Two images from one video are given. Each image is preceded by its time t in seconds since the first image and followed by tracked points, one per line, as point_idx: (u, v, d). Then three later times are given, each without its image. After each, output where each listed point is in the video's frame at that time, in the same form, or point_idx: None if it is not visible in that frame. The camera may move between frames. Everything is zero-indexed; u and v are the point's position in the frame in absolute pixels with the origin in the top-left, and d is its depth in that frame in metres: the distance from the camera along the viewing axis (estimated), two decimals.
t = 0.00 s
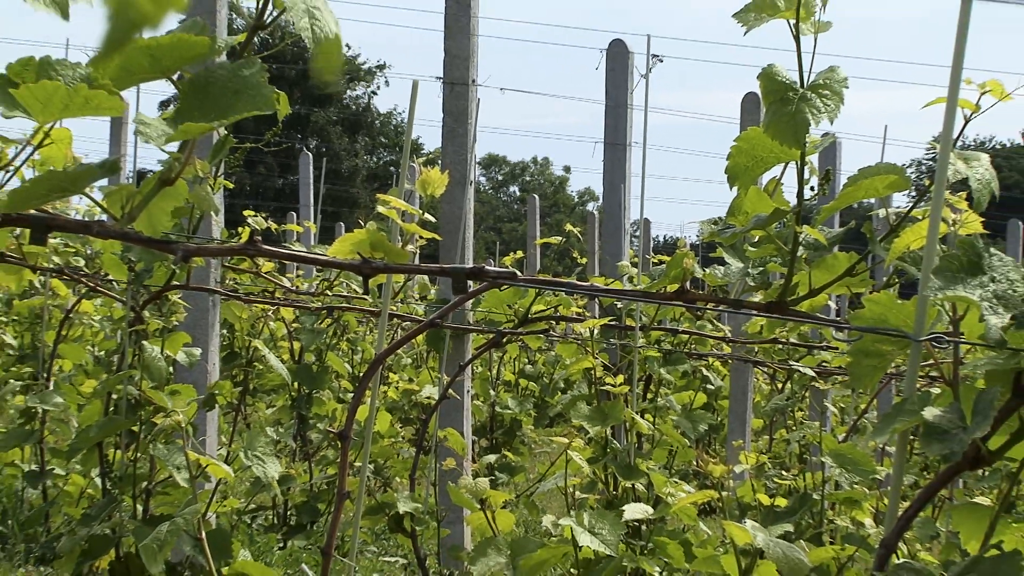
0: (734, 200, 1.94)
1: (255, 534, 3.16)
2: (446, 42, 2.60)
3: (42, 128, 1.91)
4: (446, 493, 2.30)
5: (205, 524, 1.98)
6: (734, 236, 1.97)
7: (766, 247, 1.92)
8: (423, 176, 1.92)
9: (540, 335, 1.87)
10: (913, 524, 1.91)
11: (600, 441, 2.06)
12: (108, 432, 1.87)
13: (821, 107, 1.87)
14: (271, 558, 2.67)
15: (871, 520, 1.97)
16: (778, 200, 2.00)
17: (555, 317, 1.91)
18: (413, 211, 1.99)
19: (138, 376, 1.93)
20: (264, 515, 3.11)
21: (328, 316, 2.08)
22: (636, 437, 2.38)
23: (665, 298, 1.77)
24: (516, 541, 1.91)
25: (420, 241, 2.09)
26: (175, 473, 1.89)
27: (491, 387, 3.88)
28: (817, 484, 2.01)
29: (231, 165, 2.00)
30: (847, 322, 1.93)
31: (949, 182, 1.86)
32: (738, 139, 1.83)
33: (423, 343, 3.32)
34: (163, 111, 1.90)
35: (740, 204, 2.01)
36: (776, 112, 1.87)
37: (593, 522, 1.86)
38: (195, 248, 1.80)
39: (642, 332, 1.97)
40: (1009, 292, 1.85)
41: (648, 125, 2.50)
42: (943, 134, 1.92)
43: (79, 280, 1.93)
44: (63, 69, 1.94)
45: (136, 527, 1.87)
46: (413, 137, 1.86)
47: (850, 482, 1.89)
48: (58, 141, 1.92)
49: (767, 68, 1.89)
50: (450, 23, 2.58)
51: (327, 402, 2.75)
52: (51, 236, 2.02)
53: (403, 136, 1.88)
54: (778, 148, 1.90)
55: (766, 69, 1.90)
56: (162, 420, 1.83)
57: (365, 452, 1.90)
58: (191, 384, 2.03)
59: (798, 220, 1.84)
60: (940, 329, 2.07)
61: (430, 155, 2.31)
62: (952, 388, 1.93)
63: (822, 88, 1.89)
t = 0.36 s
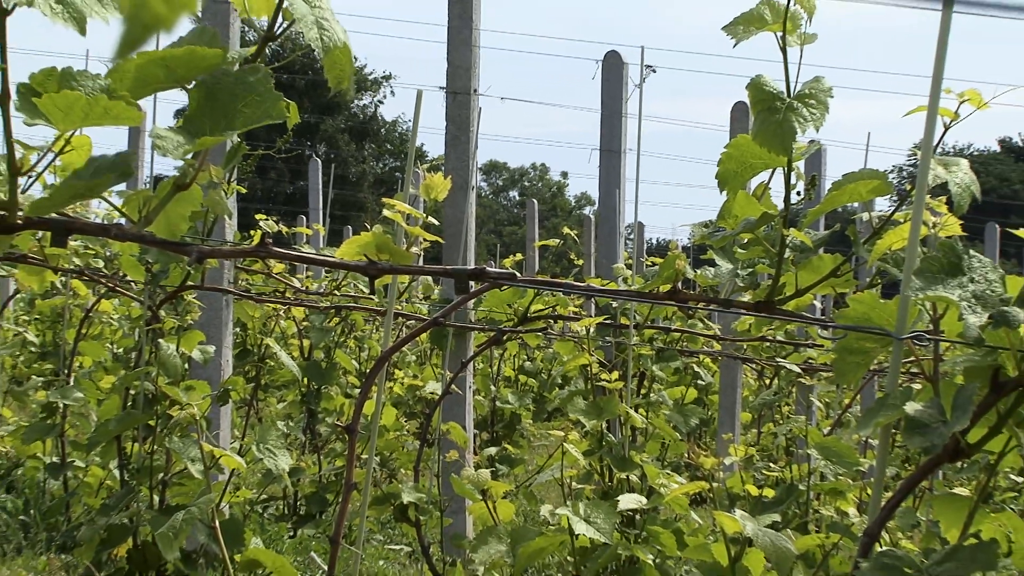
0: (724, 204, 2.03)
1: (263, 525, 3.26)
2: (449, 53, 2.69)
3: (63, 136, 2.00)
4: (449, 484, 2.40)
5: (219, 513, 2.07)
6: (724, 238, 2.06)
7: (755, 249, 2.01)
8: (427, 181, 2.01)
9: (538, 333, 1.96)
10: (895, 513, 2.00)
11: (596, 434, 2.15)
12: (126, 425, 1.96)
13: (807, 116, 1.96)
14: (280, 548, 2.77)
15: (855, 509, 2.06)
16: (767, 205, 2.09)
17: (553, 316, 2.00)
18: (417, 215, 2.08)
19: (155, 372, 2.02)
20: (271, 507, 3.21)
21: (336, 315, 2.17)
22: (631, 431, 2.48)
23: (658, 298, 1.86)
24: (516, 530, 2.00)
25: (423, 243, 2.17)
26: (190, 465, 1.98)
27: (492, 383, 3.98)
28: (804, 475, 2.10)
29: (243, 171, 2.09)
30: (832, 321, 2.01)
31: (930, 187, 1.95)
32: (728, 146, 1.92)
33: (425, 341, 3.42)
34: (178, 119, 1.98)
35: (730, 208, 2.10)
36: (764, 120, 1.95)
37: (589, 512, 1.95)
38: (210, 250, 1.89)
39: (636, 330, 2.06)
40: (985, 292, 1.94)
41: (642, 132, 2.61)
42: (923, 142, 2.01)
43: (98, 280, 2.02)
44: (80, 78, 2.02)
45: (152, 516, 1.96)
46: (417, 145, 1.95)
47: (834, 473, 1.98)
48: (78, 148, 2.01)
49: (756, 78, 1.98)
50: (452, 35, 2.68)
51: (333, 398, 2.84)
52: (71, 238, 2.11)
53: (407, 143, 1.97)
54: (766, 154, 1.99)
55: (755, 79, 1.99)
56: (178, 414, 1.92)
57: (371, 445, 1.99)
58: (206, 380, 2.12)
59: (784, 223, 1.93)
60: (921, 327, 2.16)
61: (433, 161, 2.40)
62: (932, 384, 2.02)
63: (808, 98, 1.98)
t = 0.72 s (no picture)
0: (715, 208, 2.12)
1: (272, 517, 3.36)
2: (452, 64, 2.79)
3: (84, 143, 2.10)
4: (452, 476, 2.50)
5: (233, 503, 2.17)
6: (715, 241, 2.15)
7: (744, 251, 2.10)
8: (431, 186, 2.10)
9: (538, 331, 2.05)
10: (879, 503, 2.09)
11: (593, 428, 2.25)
12: (144, 419, 2.05)
13: (795, 124, 2.05)
14: (290, 538, 2.87)
15: (841, 499, 2.16)
16: (756, 208, 2.18)
17: (551, 315, 2.09)
18: (422, 218, 2.17)
19: (171, 369, 2.11)
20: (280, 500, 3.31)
21: (344, 314, 2.26)
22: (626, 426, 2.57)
23: (651, 298, 1.95)
24: (516, 519, 2.10)
25: (428, 246, 2.27)
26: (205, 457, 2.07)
27: (493, 379, 4.09)
28: (792, 467, 2.20)
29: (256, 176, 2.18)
30: (819, 320, 2.11)
31: (912, 192, 2.04)
32: (719, 152, 2.01)
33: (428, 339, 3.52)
34: (193, 128, 2.08)
35: (721, 211, 2.19)
36: (754, 128, 2.05)
37: (587, 502, 2.04)
38: (224, 252, 1.98)
39: (632, 328, 2.15)
40: (966, 292, 2.03)
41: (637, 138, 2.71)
42: (905, 148, 2.10)
43: (117, 280, 2.11)
44: (101, 89, 2.13)
45: (169, 506, 2.06)
46: (422, 152, 2.05)
47: (820, 465, 2.07)
48: (98, 154, 2.10)
49: (746, 87, 2.08)
50: (455, 47, 2.77)
51: (339, 394, 2.94)
52: (91, 241, 2.21)
53: (413, 150, 2.07)
54: (756, 161, 2.09)
55: (745, 89, 2.08)
56: (194, 408, 2.01)
57: (378, 438, 2.08)
58: (220, 376, 2.22)
59: (772, 226, 2.02)
60: (904, 325, 2.26)
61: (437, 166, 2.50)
62: (914, 380, 2.12)
63: (796, 106, 2.08)
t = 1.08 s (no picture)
0: (707, 212, 2.21)
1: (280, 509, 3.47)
2: (455, 73, 2.89)
3: (102, 149, 2.19)
4: (455, 468, 2.60)
5: (245, 494, 2.26)
6: (707, 243, 2.24)
7: (735, 253, 2.20)
8: (435, 192, 2.20)
9: (537, 330, 2.14)
10: (864, 495, 2.18)
11: (590, 422, 2.35)
12: (160, 414, 2.14)
13: (783, 132, 2.14)
14: (300, 528, 2.98)
15: (828, 491, 2.25)
16: (746, 212, 2.27)
17: (549, 314, 2.18)
18: (426, 222, 2.27)
19: (186, 366, 2.21)
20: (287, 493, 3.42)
21: (351, 313, 2.36)
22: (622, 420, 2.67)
23: (645, 298, 2.05)
24: (516, 509, 2.19)
25: (431, 248, 2.36)
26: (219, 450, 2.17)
27: (494, 376, 4.20)
28: (780, 459, 2.29)
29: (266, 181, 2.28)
30: (806, 319, 2.20)
31: (895, 197, 2.13)
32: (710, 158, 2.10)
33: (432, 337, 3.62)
34: (208, 135, 2.17)
35: (712, 215, 2.28)
36: (744, 135, 2.14)
37: (584, 493, 2.13)
38: (236, 254, 2.07)
39: (627, 327, 2.25)
40: (947, 292, 2.12)
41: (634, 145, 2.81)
42: (889, 155, 2.19)
43: (134, 281, 2.21)
44: (119, 97, 2.22)
45: (184, 497, 2.15)
46: (426, 158, 2.14)
47: (807, 457, 2.16)
48: (116, 160, 2.19)
49: (736, 96, 2.17)
50: (458, 57, 2.87)
51: (346, 390, 3.04)
52: (109, 243, 2.30)
53: (417, 157, 2.16)
54: (746, 166, 2.18)
55: (735, 98, 2.18)
56: (208, 403, 2.10)
57: (384, 432, 2.18)
58: (232, 372, 2.32)
59: (761, 229, 2.12)
60: (888, 324, 2.35)
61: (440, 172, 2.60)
62: (897, 376, 2.22)
63: (784, 114, 2.17)
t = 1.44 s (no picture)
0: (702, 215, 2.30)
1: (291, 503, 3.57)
2: (460, 82, 2.99)
3: (123, 155, 2.29)
4: (461, 461, 2.70)
5: (259, 486, 2.36)
6: (702, 245, 2.34)
7: (728, 254, 2.29)
8: (441, 196, 2.29)
9: (539, 328, 2.24)
10: (852, 486, 2.27)
11: (590, 417, 2.45)
12: (177, 409, 2.24)
13: (774, 139, 2.24)
14: (311, 519, 3.08)
15: (818, 483, 2.35)
16: (739, 216, 2.37)
17: (550, 313, 2.28)
18: (432, 225, 2.36)
19: (202, 363, 2.31)
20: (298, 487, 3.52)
21: (361, 312, 2.46)
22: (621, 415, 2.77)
23: (642, 297, 2.14)
24: (518, 501, 2.29)
25: (438, 250, 2.46)
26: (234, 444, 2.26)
27: (498, 372, 4.30)
28: (772, 453, 2.39)
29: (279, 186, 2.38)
30: (797, 317, 2.30)
31: (882, 201, 2.22)
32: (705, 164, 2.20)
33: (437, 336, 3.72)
34: (224, 143, 2.28)
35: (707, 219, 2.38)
36: (738, 142, 2.23)
37: (584, 485, 2.22)
38: (251, 255, 2.16)
39: (625, 325, 2.34)
40: (932, 292, 2.21)
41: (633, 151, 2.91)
42: (876, 160, 2.29)
43: (153, 282, 2.31)
44: (138, 105, 2.32)
45: (201, 488, 2.25)
46: (432, 164, 2.23)
47: (797, 450, 2.26)
48: (135, 165, 2.29)
49: (730, 104, 2.26)
50: (463, 67, 2.97)
51: (355, 386, 3.14)
52: (128, 245, 2.40)
53: (424, 162, 2.26)
54: (739, 172, 2.28)
55: (730, 106, 2.27)
56: (224, 399, 2.20)
57: (392, 426, 2.27)
58: (247, 369, 2.42)
59: (754, 232, 2.21)
60: (875, 323, 2.45)
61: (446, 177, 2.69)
62: (884, 373, 2.31)
63: (776, 122, 2.27)
